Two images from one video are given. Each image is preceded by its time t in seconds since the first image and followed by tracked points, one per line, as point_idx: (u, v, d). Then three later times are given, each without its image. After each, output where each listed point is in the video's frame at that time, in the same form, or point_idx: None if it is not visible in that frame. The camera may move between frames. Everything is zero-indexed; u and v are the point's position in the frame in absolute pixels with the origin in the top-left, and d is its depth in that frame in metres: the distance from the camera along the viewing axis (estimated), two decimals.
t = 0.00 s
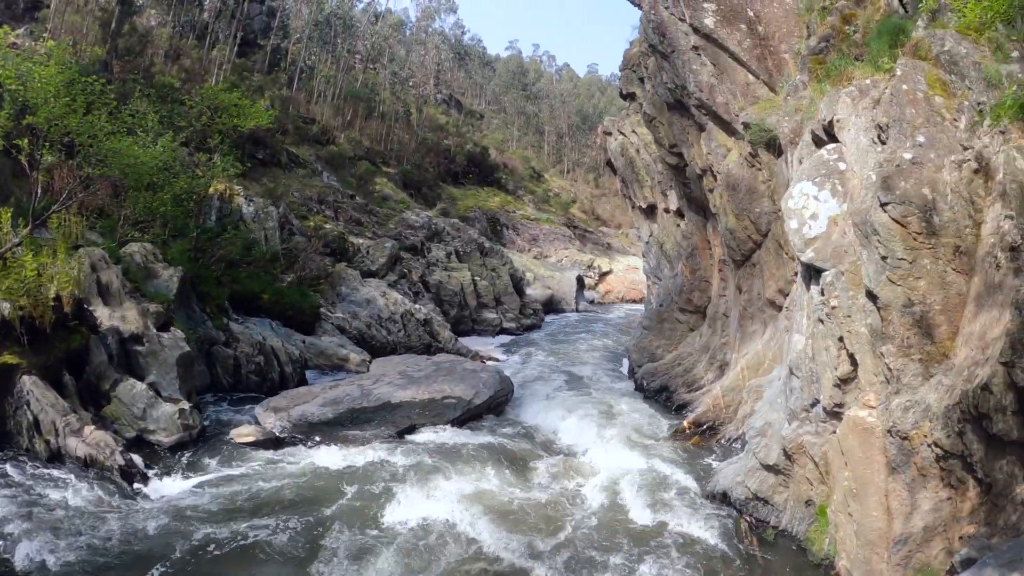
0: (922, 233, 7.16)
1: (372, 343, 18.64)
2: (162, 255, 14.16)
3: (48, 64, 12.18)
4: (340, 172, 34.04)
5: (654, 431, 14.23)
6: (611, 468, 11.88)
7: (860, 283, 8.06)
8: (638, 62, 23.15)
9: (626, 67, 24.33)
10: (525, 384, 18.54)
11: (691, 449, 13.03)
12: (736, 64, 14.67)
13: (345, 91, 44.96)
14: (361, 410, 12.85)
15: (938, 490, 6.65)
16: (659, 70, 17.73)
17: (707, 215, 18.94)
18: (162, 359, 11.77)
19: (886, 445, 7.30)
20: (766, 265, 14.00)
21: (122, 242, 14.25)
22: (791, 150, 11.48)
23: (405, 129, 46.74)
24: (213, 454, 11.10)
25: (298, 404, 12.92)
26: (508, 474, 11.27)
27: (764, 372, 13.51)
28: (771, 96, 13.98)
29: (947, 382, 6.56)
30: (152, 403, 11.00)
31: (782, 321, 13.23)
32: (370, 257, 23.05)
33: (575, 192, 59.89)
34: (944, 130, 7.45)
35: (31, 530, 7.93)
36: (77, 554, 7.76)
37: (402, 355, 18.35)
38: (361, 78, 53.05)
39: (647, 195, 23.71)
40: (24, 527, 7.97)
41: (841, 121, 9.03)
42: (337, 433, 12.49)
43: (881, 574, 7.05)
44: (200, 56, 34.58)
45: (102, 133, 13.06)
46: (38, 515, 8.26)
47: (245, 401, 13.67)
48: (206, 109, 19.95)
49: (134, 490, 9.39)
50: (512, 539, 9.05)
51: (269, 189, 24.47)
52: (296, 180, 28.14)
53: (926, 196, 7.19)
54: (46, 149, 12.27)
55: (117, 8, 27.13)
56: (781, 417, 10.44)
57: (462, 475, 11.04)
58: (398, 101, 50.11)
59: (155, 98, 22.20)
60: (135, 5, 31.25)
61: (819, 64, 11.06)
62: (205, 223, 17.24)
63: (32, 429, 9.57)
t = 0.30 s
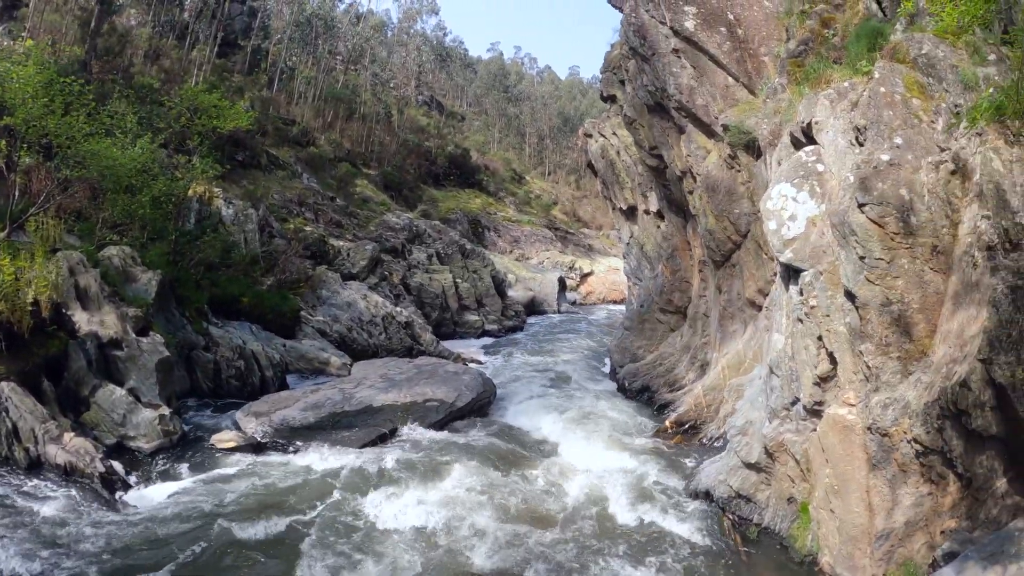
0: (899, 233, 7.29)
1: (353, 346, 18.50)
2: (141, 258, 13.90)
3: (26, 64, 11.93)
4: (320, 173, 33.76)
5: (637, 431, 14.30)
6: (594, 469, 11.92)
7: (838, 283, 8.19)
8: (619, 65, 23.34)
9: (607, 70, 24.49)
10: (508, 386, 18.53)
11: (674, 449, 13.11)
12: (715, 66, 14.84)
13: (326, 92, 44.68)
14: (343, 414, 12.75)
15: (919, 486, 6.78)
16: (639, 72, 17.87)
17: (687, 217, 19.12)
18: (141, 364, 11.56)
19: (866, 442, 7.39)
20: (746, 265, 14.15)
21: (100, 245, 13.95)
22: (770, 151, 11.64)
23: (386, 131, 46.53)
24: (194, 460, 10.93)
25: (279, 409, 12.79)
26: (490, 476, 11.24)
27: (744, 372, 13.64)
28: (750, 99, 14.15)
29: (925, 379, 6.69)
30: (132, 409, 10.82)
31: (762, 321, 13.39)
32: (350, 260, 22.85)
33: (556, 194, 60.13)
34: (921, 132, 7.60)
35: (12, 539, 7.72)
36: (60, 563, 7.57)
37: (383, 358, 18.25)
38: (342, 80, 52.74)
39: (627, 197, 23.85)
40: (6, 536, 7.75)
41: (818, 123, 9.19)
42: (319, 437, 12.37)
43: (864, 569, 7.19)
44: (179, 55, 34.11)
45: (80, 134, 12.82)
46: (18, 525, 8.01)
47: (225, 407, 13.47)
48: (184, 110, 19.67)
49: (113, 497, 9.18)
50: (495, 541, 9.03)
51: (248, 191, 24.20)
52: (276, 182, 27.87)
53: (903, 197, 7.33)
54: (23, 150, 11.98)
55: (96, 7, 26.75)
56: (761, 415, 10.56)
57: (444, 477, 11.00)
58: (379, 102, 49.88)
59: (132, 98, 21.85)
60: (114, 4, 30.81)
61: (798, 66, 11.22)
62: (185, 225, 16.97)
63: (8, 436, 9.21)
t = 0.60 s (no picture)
0: (888, 233, 7.36)
1: (343, 347, 18.43)
2: (131, 260, 13.77)
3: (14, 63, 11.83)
4: (311, 174, 33.64)
5: (628, 431, 14.34)
6: (585, 469, 11.93)
7: (826, 283, 8.24)
8: (609, 65, 23.42)
9: (597, 71, 24.57)
10: (499, 387, 18.53)
11: (665, 449, 13.15)
12: (705, 67, 14.91)
13: (316, 93, 44.54)
14: (334, 416, 12.70)
15: (908, 484, 6.84)
16: (629, 73, 17.93)
17: (677, 217, 19.20)
18: (130, 366, 11.44)
19: (856, 441, 7.44)
20: (735, 265, 14.22)
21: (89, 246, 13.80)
22: (760, 152, 11.72)
23: (377, 131, 46.44)
24: (184, 463, 10.84)
25: (270, 411, 12.71)
26: (482, 477, 11.22)
27: (735, 371, 13.69)
28: (739, 100, 14.22)
29: (914, 378, 6.74)
30: (122, 412, 10.72)
31: (751, 321, 13.47)
32: (340, 261, 22.76)
33: (547, 195, 60.25)
34: (910, 132, 7.67)
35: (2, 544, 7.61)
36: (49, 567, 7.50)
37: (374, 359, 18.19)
38: (332, 80, 52.59)
39: (618, 198, 23.92)
40: None
41: (807, 123, 9.25)
42: (310, 440, 12.29)
43: (855, 567, 7.25)
44: (168, 55, 33.91)
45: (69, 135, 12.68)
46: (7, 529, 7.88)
47: (215, 409, 13.38)
48: (173, 110, 19.52)
49: (102, 502, 9.07)
50: (485, 543, 8.99)
51: (238, 192, 24.08)
52: (266, 182, 27.74)
53: (891, 198, 7.40)
54: (11, 150, 11.86)
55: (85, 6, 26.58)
56: (752, 414, 10.60)
57: (435, 479, 10.96)
58: (370, 103, 49.78)
59: (121, 98, 21.67)
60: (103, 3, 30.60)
61: (787, 67, 11.29)
62: (174, 226, 16.82)
63: None
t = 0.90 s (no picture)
0: (882, 233, 7.39)
1: (338, 347, 18.39)
2: (125, 261, 13.70)
3: (9, 63, 11.80)
4: (306, 174, 33.57)
5: (623, 430, 14.36)
6: (580, 468, 11.95)
7: (820, 283, 8.27)
8: (604, 66, 23.49)
9: (592, 71, 24.63)
10: (494, 387, 18.53)
11: (660, 448, 13.17)
12: (700, 68, 14.95)
13: (311, 93, 44.43)
14: (329, 416, 12.67)
15: (902, 483, 6.88)
16: (624, 74, 17.95)
17: (672, 218, 19.24)
18: (125, 367, 11.38)
19: (849, 440, 7.47)
20: (729, 265, 14.26)
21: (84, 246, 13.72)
22: (754, 152, 11.77)
23: (372, 131, 46.42)
24: (180, 464, 10.81)
25: (265, 411, 12.67)
26: (477, 478, 11.20)
27: (729, 371, 13.73)
28: (734, 100, 14.26)
29: (908, 377, 6.79)
30: (117, 413, 10.66)
31: (746, 320, 13.53)
32: (335, 261, 22.72)
33: (542, 194, 60.33)
34: (904, 133, 7.73)
35: None
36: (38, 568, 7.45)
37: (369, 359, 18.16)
38: (327, 79, 52.51)
39: (612, 198, 23.97)
40: None
41: (802, 123, 9.29)
42: (304, 441, 12.27)
43: (850, 565, 7.29)
44: (163, 54, 33.78)
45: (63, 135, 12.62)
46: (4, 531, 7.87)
47: (211, 410, 13.32)
48: (168, 110, 19.45)
49: (98, 504, 9.04)
50: (479, 542, 8.99)
51: (233, 192, 23.99)
52: (260, 182, 27.66)
53: (885, 198, 7.45)
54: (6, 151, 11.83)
55: (80, 6, 26.46)
56: (746, 413, 10.64)
57: (430, 480, 10.94)
58: (365, 102, 49.73)
59: (115, 98, 21.58)
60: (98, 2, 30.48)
61: (781, 68, 11.34)
62: (169, 226, 16.75)
63: None
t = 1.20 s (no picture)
0: (877, 232, 7.43)
1: (334, 347, 18.35)
2: (120, 261, 13.61)
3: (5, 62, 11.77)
4: (301, 173, 33.49)
5: (619, 430, 14.37)
6: (575, 468, 11.94)
7: (816, 282, 8.30)
8: (601, 66, 23.51)
9: (588, 71, 24.67)
10: (490, 386, 18.53)
11: (657, 447, 13.18)
12: (696, 68, 14.97)
13: (307, 92, 44.35)
14: (324, 416, 12.64)
15: (899, 481, 6.91)
16: (620, 74, 17.98)
17: (668, 217, 19.27)
18: (121, 367, 11.33)
19: (845, 438, 7.49)
20: (725, 264, 14.29)
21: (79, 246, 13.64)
22: (750, 152, 11.81)
23: (368, 131, 46.37)
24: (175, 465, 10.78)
25: (261, 411, 12.63)
26: (471, 478, 11.16)
27: (725, 370, 13.75)
28: (730, 100, 14.29)
29: (904, 375, 6.82)
30: (113, 413, 10.62)
31: (742, 319, 13.56)
32: (331, 260, 22.68)
33: (538, 194, 60.38)
34: (900, 133, 7.77)
35: None
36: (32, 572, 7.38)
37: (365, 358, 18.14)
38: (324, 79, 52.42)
39: (608, 197, 24.02)
40: None
41: (798, 123, 9.32)
42: (300, 441, 12.23)
43: (847, 563, 7.31)
44: (159, 53, 33.67)
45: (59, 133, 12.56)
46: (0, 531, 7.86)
47: (206, 410, 13.27)
48: (164, 109, 19.40)
49: (94, 504, 9.03)
50: (475, 542, 8.99)
51: (228, 192, 23.92)
52: (256, 182, 27.56)
53: (880, 197, 7.48)
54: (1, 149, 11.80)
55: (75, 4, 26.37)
56: (742, 412, 10.66)
57: (423, 480, 10.90)
58: (361, 102, 49.66)
59: (111, 96, 21.49)
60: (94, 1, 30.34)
61: (777, 68, 11.38)
62: (165, 225, 16.69)
63: None
